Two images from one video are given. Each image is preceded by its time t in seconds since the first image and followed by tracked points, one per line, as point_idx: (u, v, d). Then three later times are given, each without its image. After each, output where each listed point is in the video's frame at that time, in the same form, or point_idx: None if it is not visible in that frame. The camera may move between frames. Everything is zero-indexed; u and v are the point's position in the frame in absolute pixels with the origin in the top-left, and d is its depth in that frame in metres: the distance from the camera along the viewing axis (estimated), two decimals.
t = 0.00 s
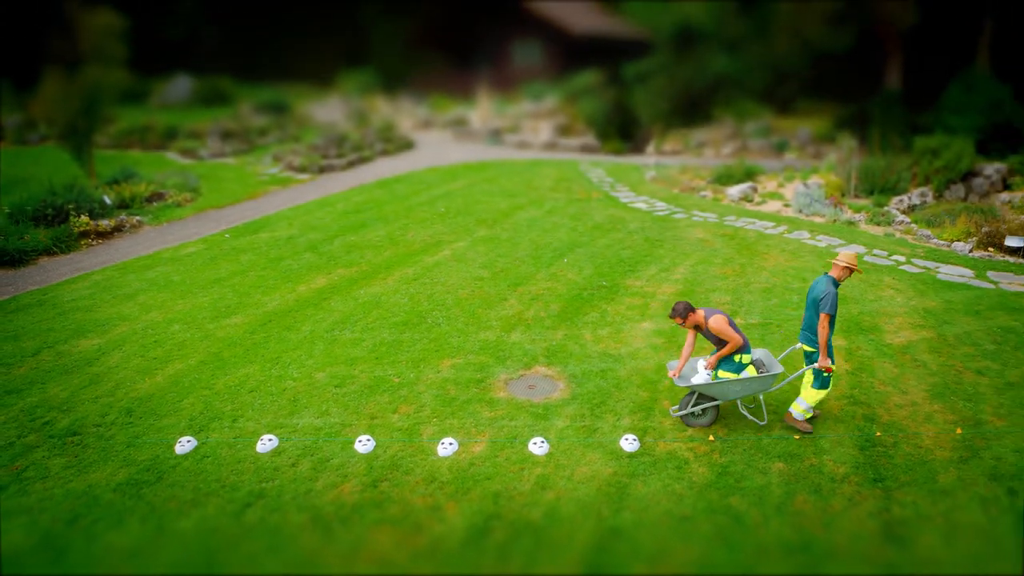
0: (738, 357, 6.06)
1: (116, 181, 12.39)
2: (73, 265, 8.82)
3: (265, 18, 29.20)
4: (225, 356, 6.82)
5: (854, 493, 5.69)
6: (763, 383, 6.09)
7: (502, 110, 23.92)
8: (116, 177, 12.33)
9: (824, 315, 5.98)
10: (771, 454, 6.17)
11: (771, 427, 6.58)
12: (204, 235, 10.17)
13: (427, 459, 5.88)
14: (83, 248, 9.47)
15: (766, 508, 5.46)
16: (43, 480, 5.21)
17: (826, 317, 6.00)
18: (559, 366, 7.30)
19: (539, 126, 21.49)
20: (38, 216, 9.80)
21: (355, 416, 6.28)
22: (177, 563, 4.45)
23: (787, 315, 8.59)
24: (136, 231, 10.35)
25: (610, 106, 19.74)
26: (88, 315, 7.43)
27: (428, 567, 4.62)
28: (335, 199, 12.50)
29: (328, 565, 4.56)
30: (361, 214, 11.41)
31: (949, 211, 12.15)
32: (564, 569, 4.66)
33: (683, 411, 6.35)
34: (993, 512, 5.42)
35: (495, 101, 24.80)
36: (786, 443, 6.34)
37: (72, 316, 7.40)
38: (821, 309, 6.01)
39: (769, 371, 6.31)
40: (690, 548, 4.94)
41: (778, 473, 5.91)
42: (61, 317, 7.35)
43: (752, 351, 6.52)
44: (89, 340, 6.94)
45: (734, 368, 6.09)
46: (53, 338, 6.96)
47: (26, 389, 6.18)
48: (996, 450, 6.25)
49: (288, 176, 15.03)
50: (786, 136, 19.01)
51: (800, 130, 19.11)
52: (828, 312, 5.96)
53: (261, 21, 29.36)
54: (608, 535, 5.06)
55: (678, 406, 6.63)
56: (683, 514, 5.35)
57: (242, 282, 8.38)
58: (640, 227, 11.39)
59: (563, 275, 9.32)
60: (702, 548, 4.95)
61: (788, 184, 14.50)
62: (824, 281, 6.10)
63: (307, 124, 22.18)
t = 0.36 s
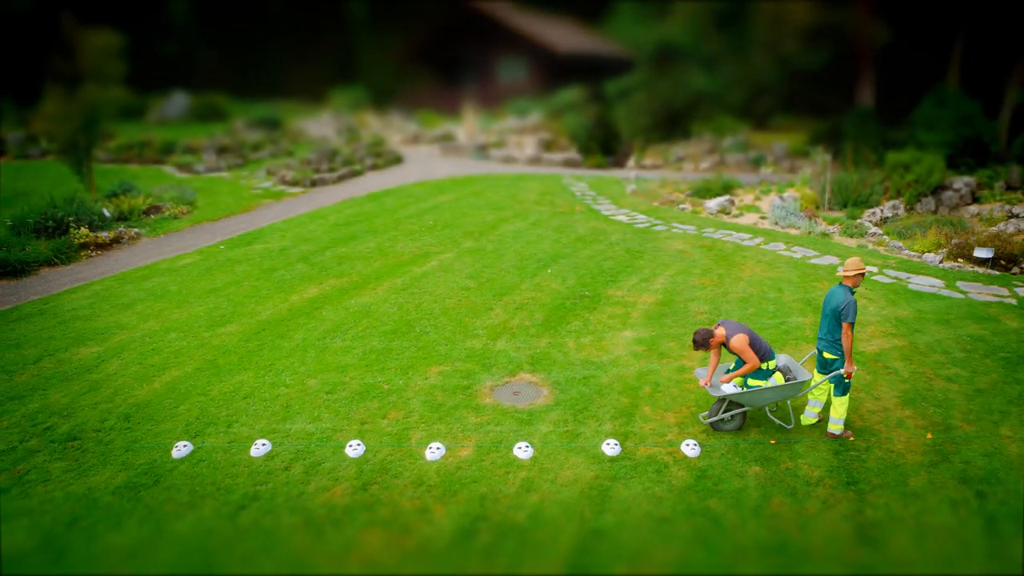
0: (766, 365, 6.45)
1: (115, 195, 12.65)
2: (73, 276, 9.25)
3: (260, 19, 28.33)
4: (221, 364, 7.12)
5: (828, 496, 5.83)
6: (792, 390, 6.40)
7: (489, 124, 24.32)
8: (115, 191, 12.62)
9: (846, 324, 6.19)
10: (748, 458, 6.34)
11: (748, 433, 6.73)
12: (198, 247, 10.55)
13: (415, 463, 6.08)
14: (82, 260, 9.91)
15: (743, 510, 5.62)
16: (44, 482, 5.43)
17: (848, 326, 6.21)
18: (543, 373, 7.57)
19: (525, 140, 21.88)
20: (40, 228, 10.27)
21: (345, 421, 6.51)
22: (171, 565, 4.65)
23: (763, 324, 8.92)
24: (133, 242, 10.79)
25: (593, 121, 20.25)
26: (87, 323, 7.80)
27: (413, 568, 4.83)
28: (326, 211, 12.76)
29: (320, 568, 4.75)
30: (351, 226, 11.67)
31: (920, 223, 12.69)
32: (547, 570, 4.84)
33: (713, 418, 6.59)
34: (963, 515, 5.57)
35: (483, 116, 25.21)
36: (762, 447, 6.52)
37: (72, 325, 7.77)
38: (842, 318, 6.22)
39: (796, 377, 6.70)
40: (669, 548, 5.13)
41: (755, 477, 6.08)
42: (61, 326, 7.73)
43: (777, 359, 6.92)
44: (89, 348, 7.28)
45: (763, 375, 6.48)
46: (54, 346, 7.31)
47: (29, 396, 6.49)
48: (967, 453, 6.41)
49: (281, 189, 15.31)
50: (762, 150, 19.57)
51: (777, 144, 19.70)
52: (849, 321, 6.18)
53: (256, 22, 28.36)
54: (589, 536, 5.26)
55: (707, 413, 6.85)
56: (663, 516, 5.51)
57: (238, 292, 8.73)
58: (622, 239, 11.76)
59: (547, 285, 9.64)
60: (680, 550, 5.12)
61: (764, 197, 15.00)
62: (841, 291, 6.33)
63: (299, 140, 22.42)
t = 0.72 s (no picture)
0: (800, 371, 6.57)
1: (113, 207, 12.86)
2: (74, 285, 9.78)
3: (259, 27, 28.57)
4: (217, 370, 7.42)
5: (805, 499, 6.03)
6: (824, 396, 6.56)
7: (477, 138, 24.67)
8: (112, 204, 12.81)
9: (883, 334, 6.33)
10: (727, 461, 6.55)
11: (727, 437, 6.92)
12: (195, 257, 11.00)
13: (404, 467, 6.30)
14: (83, 268, 10.48)
15: (722, 511, 5.83)
16: (46, 485, 5.68)
17: (884, 336, 6.35)
18: (528, 379, 7.83)
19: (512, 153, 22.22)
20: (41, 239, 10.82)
21: (337, 425, 6.74)
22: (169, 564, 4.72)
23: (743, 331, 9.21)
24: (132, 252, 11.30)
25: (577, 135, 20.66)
26: (87, 331, 8.20)
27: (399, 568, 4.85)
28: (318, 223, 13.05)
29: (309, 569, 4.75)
30: (343, 236, 12.03)
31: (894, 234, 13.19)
32: (532, 569, 4.86)
33: (746, 420, 6.79)
34: (936, 516, 5.74)
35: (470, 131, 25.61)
36: (740, 451, 6.72)
37: (73, 332, 8.18)
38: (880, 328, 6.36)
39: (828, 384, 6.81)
40: (653, 548, 5.16)
41: (734, 480, 6.28)
42: (62, 333, 8.13)
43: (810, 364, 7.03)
44: (88, 356, 7.63)
45: (795, 380, 6.60)
46: (55, 353, 7.69)
47: (30, 401, 6.79)
48: (939, 457, 6.62)
49: (274, 201, 15.56)
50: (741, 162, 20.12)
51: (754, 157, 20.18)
52: (885, 332, 6.32)
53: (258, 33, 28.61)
54: (574, 538, 5.35)
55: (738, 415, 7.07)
56: (644, 518, 5.71)
57: (233, 300, 9.13)
58: (605, 249, 12.11)
59: (533, 293, 9.95)
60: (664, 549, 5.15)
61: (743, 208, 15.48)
62: (881, 301, 6.45)
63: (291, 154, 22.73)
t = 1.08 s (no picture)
0: (814, 376, 6.70)
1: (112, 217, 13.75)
2: (73, 293, 10.28)
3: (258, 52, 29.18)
4: (212, 376, 7.71)
5: (785, 501, 6.07)
6: (836, 401, 6.68)
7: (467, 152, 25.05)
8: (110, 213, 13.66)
9: (901, 340, 6.50)
10: (709, 465, 6.63)
11: (708, 440, 7.05)
12: (192, 266, 11.54)
13: (395, 470, 6.44)
14: (82, 277, 11.02)
15: (704, 513, 5.90)
16: (47, 488, 5.85)
17: (903, 343, 6.52)
18: (516, 385, 8.04)
19: (500, 165, 22.58)
20: (42, 248, 11.51)
21: (330, 430, 6.93)
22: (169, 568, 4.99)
23: (725, 338, 9.45)
24: (130, 262, 11.89)
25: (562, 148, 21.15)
26: (87, 339, 8.57)
27: (396, 569, 5.15)
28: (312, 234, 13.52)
29: None
30: (335, 246, 12.54)
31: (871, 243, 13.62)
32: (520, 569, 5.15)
33: (761, 422, 6.97)
34: (911, 519, 5.78)
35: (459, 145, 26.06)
36: (722, 454, 6.81)
37: (72, 339, 8.57)
38: (899, 336, 6.54)
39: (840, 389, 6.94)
40: (634, 552, 5.38)
41: (715, 483, 6.35)
42: (62, 340, 8.54)
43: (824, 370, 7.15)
44: (88, 362, 7.98)
45: (809, 385, 6.74)
46: (55, 359, 8.05)
47: (32, 406, 7.08)
48: (915, 461, 6.66)
49: (269, 212, 15.92)
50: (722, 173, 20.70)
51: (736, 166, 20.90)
52: (904, 339, 6.49)
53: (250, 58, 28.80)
54: (562, 541, 5.51)
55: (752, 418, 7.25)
56: (628, 519, 5.80)
57: (228, 308, 9.54)
58: (590, 258, 12.42)
59: (520, 301, 10.26)
60: (644, 553, 5.37)
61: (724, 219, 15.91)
62: (902, 309, 6.64)
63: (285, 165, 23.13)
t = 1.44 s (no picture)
0: (880, 378, 6.80)
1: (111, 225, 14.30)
2: (73, 300, 10.87)
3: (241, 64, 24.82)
4: (208, 380, 8.05)
5: (768, 503, 6.14)
6: (900, 402, 6.84)
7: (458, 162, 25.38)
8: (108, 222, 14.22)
9: (954, 343, 6.63)
10: (694, 467, 6.71)
11: (695, 443, 7.18)
12: (188, 274, 12.08)
13: (387, 472, 6.56)
14: (82, 283, 11.66)
15: (688, 514, 5.95)
16: (46, 490, 6.00)
17: (954, 345, 6.66)
18: (506, 390, 8.24)
19: (489, 175, 22.89)
20: (43, 255, 12.05)
21: (323, 434, 7.10)
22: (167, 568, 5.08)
23: (709, 344, 9.71)
24: (129, 270, 12.52)
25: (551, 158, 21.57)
26: (86, 343, 9.03)
27: (387, 568, 5.21)
28: (306, 242, 13.90)
29: None
30: (329, 254, 13.00)
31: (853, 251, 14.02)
32: (509, 569, 5.20)
33: (825, 425, 7.14)
34: (892, 520, 5.82)
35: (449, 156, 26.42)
36: (707, 457, 6.91)
37: (73, 344, 9.02)
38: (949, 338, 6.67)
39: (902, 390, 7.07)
40: (619, 553, 5.40)
41: (700, 485, 6.41)
42: (62, 345, 9.00)
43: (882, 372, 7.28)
44: (88, 366, 8.35)
45: (875, 387, 6.83)
46: (56, 363, 8.46)
47: (33, 409, 7.38)
48: (895, 464, 6.74)
49: (265, 221, 16.16)
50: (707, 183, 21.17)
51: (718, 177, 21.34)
52: (955, 341, 6.63)
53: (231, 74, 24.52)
54: (551, 541, 5.55)
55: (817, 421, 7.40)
56: (615, 521, 5.84)
57: (225, 314, 10.05)
58: (578, 266, 12.67)
59: (510, 308, 10.55)
60: (629, 553, 5.40)
61: (709, 227, 16.25)
62: (947, 312, 6.77)
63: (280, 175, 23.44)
